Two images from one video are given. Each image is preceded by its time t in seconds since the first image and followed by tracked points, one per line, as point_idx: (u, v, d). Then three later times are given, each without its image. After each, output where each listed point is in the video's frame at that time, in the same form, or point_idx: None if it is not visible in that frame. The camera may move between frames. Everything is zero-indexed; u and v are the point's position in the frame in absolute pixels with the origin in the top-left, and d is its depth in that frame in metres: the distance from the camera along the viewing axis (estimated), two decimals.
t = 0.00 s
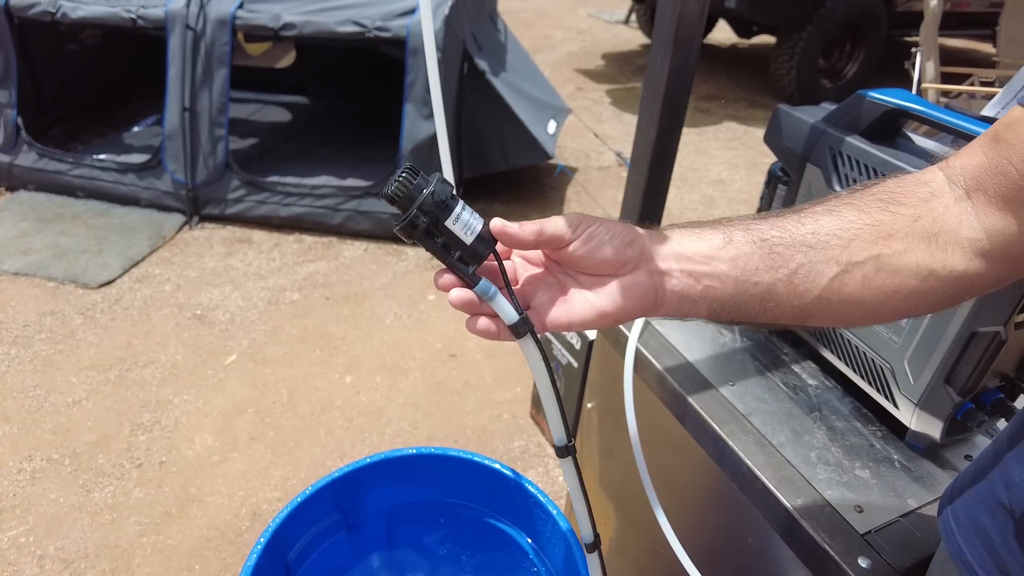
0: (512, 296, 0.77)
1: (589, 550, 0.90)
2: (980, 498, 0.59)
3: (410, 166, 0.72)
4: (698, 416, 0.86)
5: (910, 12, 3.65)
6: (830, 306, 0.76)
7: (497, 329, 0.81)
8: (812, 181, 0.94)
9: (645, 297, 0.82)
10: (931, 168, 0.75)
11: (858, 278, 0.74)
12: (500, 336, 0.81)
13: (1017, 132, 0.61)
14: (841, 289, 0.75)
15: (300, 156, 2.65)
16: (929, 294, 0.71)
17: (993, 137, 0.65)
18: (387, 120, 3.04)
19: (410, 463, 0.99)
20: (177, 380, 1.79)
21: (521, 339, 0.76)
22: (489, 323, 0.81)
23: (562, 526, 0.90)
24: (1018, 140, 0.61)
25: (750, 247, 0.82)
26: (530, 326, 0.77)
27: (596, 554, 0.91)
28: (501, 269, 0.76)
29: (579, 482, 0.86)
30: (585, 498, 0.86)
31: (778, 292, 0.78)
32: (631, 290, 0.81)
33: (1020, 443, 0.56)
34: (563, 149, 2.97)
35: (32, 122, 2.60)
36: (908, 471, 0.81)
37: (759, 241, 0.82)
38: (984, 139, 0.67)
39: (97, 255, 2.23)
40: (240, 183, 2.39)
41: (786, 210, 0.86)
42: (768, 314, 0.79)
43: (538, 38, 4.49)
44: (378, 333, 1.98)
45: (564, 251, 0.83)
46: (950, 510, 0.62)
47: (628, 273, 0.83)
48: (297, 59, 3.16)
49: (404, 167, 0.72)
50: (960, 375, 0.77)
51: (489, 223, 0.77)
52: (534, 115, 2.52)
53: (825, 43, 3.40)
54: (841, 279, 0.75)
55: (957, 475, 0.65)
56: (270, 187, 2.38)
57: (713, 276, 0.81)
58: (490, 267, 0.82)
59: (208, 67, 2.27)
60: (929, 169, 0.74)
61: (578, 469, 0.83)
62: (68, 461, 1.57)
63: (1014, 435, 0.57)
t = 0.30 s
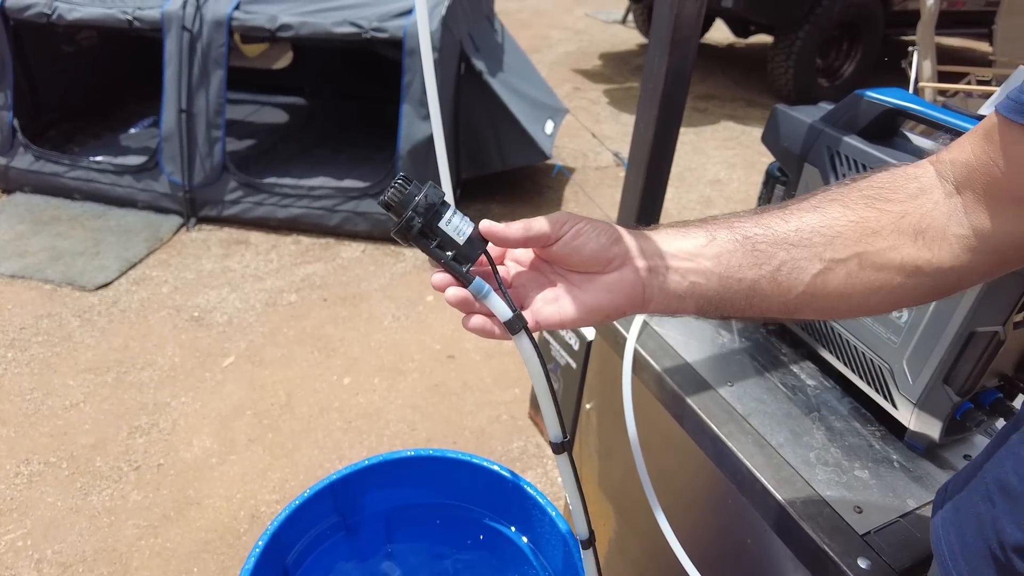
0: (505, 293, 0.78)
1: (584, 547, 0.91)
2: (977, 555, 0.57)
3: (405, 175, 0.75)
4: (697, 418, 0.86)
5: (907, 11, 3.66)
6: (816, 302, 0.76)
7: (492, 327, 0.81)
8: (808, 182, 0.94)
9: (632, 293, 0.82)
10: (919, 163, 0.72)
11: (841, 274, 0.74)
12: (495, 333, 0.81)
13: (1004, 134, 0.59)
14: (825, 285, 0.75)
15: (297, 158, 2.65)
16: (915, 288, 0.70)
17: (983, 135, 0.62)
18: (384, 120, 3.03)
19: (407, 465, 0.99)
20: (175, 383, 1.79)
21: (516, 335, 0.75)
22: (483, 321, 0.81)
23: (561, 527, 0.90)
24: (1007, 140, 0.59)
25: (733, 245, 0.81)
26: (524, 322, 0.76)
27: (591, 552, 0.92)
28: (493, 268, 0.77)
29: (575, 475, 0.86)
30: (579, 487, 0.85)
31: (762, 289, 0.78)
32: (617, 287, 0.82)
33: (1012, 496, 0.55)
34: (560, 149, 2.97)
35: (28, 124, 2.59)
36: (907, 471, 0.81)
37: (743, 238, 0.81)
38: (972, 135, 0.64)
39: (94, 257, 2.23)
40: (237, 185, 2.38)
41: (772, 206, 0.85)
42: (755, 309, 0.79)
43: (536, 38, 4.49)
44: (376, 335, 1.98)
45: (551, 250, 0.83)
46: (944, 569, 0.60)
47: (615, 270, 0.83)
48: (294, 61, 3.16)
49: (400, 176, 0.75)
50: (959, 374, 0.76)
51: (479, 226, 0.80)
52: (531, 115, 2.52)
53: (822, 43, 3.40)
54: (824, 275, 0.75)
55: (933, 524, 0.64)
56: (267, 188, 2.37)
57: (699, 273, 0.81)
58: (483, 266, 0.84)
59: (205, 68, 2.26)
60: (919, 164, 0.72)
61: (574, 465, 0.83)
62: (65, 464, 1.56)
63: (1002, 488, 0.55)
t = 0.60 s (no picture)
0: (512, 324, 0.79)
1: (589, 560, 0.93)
2: None
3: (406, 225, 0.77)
4: (693, 418, 0.86)
5: (903, 10, 3.67)
6: (830, 292, 0.76)
7: (505, 361, 0.81)
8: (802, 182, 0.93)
9: (639, 311, 0.81)
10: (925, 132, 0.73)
11: (852, 264, 0.74)
12: (509, 367, 0.82)
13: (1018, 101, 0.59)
14: (835, 275, 0.75)
15: (295, 159, 2.65)
16: (930, 266, 0.70)
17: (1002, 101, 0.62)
18: (381, 122, 3.03)
19: (404, 467, 0.99)
20: (173, 385, 1.79)
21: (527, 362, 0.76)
22: (495, 355, 0.80)
23: (557, 528, 0.90)
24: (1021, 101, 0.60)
25: (736, 249, 0.81)
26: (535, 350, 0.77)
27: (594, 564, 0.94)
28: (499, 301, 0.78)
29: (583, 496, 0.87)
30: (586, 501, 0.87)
31: (773, 287, 0.78)
32: (623, 309, 0.81)
33: (1009, 519, 0.54)
34: (557, 150, 2.97)
35: (25, 126, 2.59)
36: (902, 471, 0.81)
37: (746, 241, 0.81)
38: (985, 98, 0.65)
39: (91, 260, 2.23)
40: (234, 186, 2.39)
41: (769, 201, 0.84)
42: (766, 307, 0.80)
43: (533, 38, 4.50)
44: (374, 336, 1.98)
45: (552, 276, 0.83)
46: None
47: (618, 290, 0.82)
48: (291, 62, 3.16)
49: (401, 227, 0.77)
50: (952, 373, 0.76)
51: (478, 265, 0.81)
52: (528, 116, 2.52)
53: (818, 42, 3.41)
54: (833, 267, 0.75)
55: (922, 551, 0.62)
56: (265, 190, 2.37)
57: (706, 280, 0.81)
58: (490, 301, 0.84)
59: (202, 70, 2.26)
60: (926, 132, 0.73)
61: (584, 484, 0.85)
62: (63, 467, 1.56)
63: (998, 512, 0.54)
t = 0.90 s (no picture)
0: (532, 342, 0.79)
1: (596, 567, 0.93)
2: (960, 550, 0.57)
3: (415, 247, 0.73)
4: (685, 412, 0.87)
5: (897, 10, 3.69)
6: (847, 287, 0.75)
7: (530, 380, 0.83)
8: (794, 178, 0.92)
9: (661, 316, 0.82)
10: (930, 122, 0.72)
11: (868, 258, 0.73)
12: (535, 386, 0.83)
13: None
14: (853, 270, 0.73)
15: (292, 160, 2.66)
16: (944, 256, 0.69)
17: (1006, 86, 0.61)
18: (378, 123, 3.04)
19: (399, 463, 0.99)
20: (170, 384, 1.79)
21: (551, 382, 0.76)
22: (520, 378, 0.82)
23: (551, 523, 0.91)
24: None
25: (753, 248, 0.79)
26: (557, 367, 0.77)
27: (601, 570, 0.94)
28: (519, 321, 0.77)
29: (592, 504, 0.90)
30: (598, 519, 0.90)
31: (791, 285, 0.77)
32: (644, 317, 0.82)
33: (986, 488, 0.55)
34: (553, 150, 2.98)
35: (22, 128, 2.60)
36: (894, 464, 0.82)
37: (761, 239, 0.79)
38: (993, 84, 0.63)
39: (88, 260, 2.23)
40: (232, 187, 2.39)
41: (780, 197, 0.83)
42: (784, 305, 0.79)
43: (529, 39, 4.51)
44: (371, 335, 1.99)
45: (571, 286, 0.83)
46: (926, 568, 0.59)
47: (640, 295, 0.82)
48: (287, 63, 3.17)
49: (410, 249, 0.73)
50: (943, 366, 0.76)
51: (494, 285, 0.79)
52: (524, 116, 2.53)
53: (813, 42, 3.43)
54: (850, 262, 0.73)
55: (907, 524, 0.63)
56: (262, 190, 2.38)
57: (724, 281, 0.80)
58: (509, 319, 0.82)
59: (198, 71, 2.27)
60: (931, 124, 0.71)
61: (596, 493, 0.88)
62: (60, 466, 1.57)
63: (978, 480, 0.55)
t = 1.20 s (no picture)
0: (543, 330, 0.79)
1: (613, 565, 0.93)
2: (951, 537, 0.57)
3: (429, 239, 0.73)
4: (680, 407, 0.86)
5: (893, 8, 3.69)
6: (847, 277, 0.74)
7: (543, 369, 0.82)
8: (787, 172, 0.91)
9: (665, 305, 0.80)
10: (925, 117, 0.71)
11: (866, 248, 0.72)
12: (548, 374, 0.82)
13: None
14: (853, 260, 0.73)
15: (288, 159, 2.65)
16: (941, 245, 0.69)
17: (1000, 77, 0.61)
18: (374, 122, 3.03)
19: (393, 460, 0.99)
20: (166, 384, 1.79)
21: (562, 369, 0.76)
22: (532, 364, 0.80)
23: (547, 520, 0.90)
24: None
25: (754, 239, 0.78)
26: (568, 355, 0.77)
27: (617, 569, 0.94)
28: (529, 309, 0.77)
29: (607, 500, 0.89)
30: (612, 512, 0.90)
31: (793, 276, 0.76)
32: (651, 304, 0.81)
33: (980, 474, 0.54)
34: (550, 148, 2.98)
35: (16, 128, 2.59)
36: (889, 458, 0.82)
37: (762, 231, 0.78)
38: (987, 79, 0.63)
39: (84, 260, 2.23)
40: (227, 186, 2.39)
41: (782, 188, 0.81)
42: (787, 296, 0.77)
43: (525, 38, 4.51)
44: (367, 334, 1.98)
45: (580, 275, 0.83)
46: (918, 555, 0.59)
47: (643, 284, 0.81)
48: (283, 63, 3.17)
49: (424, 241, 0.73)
50: (937, 359, 0.75)
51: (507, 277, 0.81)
52: (521, 114, 2.53)
53: (809, 40, 3.43)
54: (850, 253, 0.72)
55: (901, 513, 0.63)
56: (258, 190, 2.38)
57: (727, 272, 0.79)
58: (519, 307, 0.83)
59: (193, 70, 2.26)
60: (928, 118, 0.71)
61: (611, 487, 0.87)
62: (55, 466, 1.56)
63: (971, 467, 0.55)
